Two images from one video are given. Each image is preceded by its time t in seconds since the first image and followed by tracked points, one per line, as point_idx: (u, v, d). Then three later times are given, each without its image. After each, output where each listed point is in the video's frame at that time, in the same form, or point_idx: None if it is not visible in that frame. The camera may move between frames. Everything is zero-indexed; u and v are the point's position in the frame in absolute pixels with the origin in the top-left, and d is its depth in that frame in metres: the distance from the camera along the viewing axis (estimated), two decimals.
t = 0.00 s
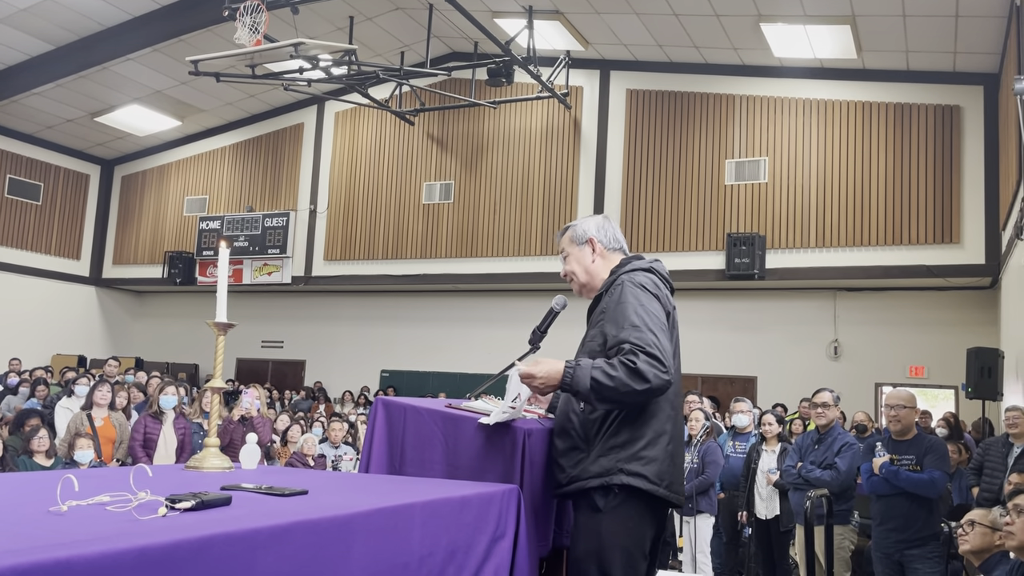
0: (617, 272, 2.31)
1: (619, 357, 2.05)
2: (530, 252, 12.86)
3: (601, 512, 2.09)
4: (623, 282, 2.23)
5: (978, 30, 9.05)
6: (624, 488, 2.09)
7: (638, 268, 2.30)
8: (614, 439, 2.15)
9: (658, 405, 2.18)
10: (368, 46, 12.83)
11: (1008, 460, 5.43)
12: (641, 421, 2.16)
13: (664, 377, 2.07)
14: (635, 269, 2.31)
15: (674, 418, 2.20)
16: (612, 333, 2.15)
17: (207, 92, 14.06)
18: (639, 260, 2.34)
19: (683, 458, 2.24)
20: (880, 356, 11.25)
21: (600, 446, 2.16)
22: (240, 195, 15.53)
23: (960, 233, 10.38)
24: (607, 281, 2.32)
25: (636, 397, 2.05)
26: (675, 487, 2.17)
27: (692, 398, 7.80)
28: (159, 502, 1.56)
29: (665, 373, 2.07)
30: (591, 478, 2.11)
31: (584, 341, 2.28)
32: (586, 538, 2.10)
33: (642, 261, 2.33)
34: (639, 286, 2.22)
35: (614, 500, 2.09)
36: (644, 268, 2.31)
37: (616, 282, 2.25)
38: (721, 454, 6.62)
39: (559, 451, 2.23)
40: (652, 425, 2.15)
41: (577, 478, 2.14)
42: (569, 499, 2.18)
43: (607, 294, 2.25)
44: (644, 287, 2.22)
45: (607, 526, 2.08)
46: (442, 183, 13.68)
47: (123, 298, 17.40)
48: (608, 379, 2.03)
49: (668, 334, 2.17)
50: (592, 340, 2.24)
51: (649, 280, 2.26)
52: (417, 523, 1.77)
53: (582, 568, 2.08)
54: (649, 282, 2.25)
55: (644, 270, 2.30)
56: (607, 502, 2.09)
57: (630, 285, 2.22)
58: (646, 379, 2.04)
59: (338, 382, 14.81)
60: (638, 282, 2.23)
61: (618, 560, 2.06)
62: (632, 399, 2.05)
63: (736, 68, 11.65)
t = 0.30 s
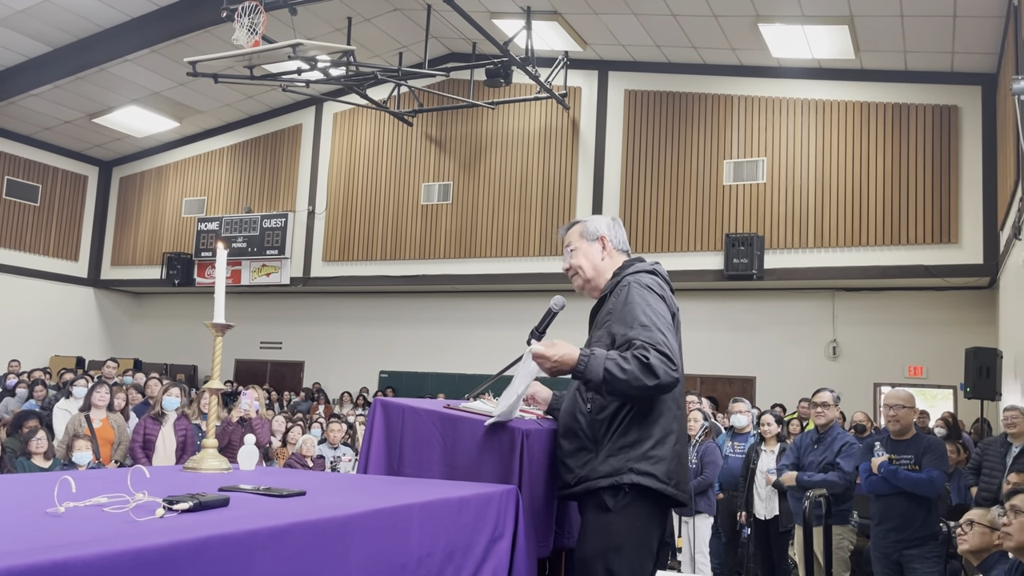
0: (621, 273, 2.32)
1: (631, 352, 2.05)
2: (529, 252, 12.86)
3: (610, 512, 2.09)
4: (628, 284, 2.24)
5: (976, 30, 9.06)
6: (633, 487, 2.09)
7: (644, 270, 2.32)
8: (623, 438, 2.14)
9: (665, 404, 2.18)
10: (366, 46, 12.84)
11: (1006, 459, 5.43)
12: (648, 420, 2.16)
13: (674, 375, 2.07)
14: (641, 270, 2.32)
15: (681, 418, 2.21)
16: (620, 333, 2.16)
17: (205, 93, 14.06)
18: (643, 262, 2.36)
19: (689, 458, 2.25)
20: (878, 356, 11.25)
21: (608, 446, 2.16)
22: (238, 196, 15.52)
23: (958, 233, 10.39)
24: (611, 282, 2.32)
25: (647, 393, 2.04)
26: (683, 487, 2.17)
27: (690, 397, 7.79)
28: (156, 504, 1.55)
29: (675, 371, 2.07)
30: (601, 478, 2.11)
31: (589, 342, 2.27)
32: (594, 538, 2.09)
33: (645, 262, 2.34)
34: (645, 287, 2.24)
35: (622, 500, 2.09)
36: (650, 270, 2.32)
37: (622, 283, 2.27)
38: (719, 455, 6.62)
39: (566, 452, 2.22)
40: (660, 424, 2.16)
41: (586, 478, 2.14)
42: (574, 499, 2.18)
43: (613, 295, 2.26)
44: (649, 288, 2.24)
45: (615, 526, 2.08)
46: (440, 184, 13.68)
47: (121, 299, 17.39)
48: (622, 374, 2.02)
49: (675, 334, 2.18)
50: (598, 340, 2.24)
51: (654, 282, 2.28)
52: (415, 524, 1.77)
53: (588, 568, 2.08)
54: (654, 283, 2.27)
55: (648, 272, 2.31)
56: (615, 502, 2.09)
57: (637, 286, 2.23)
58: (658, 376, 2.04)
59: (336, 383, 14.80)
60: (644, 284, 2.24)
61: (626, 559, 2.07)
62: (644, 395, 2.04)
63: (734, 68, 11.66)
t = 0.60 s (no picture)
0: (627, 275, 2.32)
1: (648, 345, 2.05)
2: (527, 254, 12.86)
3: (618, 510, 2.08)
4: (636, 285, 2.24)
5: (973, 32, 9.07)
6: (644, 486, 2.09)
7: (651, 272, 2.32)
8: (635, 436, 2.15)
9: (674, 404, 2.19)
10: (364, 48, 12.84)
11: (1005, 461, 5.43)
12: (658, 420, 2.17)
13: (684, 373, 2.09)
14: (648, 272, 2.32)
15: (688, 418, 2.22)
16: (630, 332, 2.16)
17: (204, 95, 14.06)
18: (648, 263, 2.36)
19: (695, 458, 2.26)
20: (877, 357, 11.25)
21: (619, 446, 2.15)
22: (237, 198, 15.52)
23: (956, 234, 10.40)
24: (618, 283, 2.32)
25: (659, 386, 2.06)
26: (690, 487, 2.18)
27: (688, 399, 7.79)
28: (154, 509, 1.55)
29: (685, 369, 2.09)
30: (613, 477, 2.10)
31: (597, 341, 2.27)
32: (601, 537, 2.09)
33: (649, 263, 2.34)
34: (653, 289, 2.24)
35: (631, 500, 2.09)
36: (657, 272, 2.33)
37: (629, 285, 2.27)
38: (718, 457, 6.62)
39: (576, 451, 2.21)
40: (669, 423, 2.17)
41: (596, 478, 2.12)
42: (580, 499, 2.17)
43: (622, 295, 2.26)
44: (657, 289, 2.25)
45: (624, 526, 2.07)
46: (439, 186, 13.68)
47: (120, 301, 17.39)
48: (636, 365, 2.02)
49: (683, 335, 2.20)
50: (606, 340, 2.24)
51: (662, 284, 2.29)
52: (413, 527, 1.76)
53: (589, 568, 2.07)
54: (661, 286, 2.28)
55: (656, 273, 2.32)
56: (624, 502, 2.09)
57: (645, 287, 2.24)
58: (671, 372, 2.05)
59: (335, 385, 14.80)
60: (652, 285, 2.25)
61: (634, 558, 2.07)
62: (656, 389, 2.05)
63: (732, 70, 11.67)
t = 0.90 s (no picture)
0: (622, 275, 2.29)
1: (605, 347, 2.05)
2: (526, 256, 12.85)
3: (598, 517, 2.07)
4: (620, 288, 2.22)
5: (972, 34, 9.09)
6: (622, 494, 2.06)
7: (643, 273, 2.27)
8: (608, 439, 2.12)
9: (654, 411, 2.14)
10: (363, 50, 12.83)
11: (1004, 462, 5.42)
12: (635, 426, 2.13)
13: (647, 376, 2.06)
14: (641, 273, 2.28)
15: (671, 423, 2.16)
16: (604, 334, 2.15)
17: (202, 97, 14.06)
18: (643, 265, 2.32)
19: (686, 464, 2.20)
20: (876, 359, 11.26)
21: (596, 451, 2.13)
22: (235, 200, 15.51)
23: (954, 236, 10.41)
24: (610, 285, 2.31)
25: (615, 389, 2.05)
26: (675, 495, 2.13)
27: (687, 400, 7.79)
28: (152, 512, 1.55)
29: (646, 372, 2.06)
30: (588, 483, 2.08)
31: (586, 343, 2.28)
32: (585, 542, 2.07)
33: (644, 266, 2.29)
34: (638, 292, 2.20)
35: (610, 507, 2.06)
36: (650, 272, 2.29)
37: (615, 287, 2.25)
38: (716, 458, 6.63)
39: (559, 454, 2.20)
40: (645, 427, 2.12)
41: (574, 483, 2.11)
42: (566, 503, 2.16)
43: (607, 297, 2.24)
44: (644, 291, 2.20)
45: (605, 533, 2.05)
46: (438, 188, 13.68)
47: (119, 303, 17.38)
48: (591, 364, 2.05)
49: (661, 338, 2.14)
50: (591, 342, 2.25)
51: (652, 286, 2.24)
52: (412, 529, 1.76)
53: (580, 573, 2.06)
54: (650, 288, 2.22)
55: (649, 274, 2.28)
56: (604, 508, 2.06)
57: (629, 290, 2.20)
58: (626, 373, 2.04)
59: (334, 387, 14.79)
60: (638, 287, 2.20)
61: (618, 565, 2.05)
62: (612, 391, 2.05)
63: (731, 72, 11.69)
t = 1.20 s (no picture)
0: (602, 275, 2.30)
1: (546, 353, 2.07)
2: (526, 258, 12.86)
3: (578, 525, 2.07)
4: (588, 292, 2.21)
5: (971, 37, 9.11)
6: (597, 504, 2.06)
7: (616, 278, 2.25)
8: (572, 447, 2.12)
9: (612, 417, 2.12)
10: (362, 52, 12.84)
11: (1003, 464, 5.42)
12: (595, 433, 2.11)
13: (589, 386, 2.04)
14: (614, 277, 2.26)
15: (637, 430, 2.13)
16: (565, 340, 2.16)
17: (201, 99, 14.05)
18: (622, 267, 2.30)
19: (668, 471, 2.17)
20: (876, 360, 11.26)
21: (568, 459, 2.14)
22: (234, 202, 15.51)
23: (953, 238, 10.43)
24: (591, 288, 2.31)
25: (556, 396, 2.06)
26: (651, 505, 2.10)
27: (686, 402, 7.78)
28: (150, 514, 1.55)
29: (581, 379, 2.04)
30: (563, 493, 2.09)
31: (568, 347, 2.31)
32: (568, 549, 2.08)
33: (620, 270, 2.27)
34: (602, 295, 2.18)
35: (589, 515, 2.07)
36: (624, 275, 2.27)
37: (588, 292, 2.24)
38: (716, 460, 6.63)
39: (542, 461, 2.21)
40: (602, 433, 2.10)
41: (551, 493, 2.12)
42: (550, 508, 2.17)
43: (577, 302, 2.24)
44: (608, 296, 2.17)
45: (585, 542, 2.06)
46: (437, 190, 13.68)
47: (118, 306, 17.37)
48: (535, 369, 2.09)
49: (618, 344, 2.11)
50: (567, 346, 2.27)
51: (622, 289, 2.20)
52: (411, 531, 1.76)
53: None
54: (618, 291, 2.19)
55: (621, 277, 2.26)
56: (583, 516, 2.07)
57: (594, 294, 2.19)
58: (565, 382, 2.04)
59: (333, 389, 14.78)
60: (603, 293, 2.18)
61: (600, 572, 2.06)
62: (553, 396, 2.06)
63: (730, 74, 11.70)
